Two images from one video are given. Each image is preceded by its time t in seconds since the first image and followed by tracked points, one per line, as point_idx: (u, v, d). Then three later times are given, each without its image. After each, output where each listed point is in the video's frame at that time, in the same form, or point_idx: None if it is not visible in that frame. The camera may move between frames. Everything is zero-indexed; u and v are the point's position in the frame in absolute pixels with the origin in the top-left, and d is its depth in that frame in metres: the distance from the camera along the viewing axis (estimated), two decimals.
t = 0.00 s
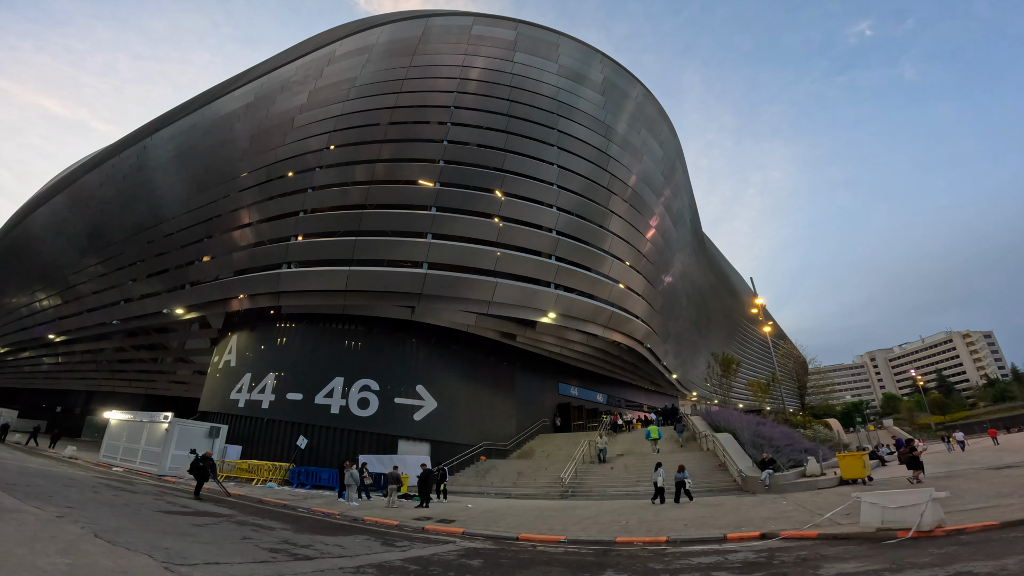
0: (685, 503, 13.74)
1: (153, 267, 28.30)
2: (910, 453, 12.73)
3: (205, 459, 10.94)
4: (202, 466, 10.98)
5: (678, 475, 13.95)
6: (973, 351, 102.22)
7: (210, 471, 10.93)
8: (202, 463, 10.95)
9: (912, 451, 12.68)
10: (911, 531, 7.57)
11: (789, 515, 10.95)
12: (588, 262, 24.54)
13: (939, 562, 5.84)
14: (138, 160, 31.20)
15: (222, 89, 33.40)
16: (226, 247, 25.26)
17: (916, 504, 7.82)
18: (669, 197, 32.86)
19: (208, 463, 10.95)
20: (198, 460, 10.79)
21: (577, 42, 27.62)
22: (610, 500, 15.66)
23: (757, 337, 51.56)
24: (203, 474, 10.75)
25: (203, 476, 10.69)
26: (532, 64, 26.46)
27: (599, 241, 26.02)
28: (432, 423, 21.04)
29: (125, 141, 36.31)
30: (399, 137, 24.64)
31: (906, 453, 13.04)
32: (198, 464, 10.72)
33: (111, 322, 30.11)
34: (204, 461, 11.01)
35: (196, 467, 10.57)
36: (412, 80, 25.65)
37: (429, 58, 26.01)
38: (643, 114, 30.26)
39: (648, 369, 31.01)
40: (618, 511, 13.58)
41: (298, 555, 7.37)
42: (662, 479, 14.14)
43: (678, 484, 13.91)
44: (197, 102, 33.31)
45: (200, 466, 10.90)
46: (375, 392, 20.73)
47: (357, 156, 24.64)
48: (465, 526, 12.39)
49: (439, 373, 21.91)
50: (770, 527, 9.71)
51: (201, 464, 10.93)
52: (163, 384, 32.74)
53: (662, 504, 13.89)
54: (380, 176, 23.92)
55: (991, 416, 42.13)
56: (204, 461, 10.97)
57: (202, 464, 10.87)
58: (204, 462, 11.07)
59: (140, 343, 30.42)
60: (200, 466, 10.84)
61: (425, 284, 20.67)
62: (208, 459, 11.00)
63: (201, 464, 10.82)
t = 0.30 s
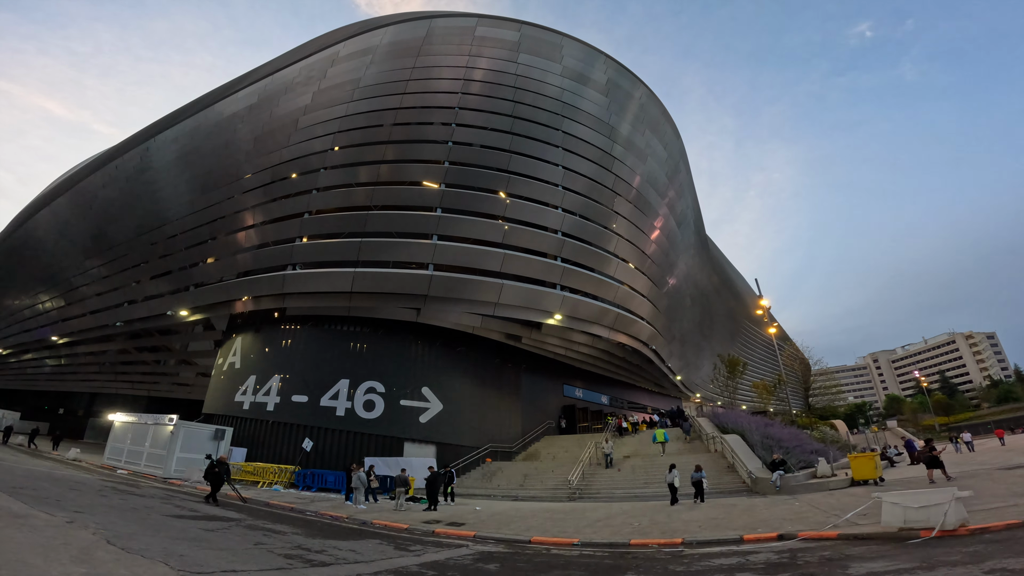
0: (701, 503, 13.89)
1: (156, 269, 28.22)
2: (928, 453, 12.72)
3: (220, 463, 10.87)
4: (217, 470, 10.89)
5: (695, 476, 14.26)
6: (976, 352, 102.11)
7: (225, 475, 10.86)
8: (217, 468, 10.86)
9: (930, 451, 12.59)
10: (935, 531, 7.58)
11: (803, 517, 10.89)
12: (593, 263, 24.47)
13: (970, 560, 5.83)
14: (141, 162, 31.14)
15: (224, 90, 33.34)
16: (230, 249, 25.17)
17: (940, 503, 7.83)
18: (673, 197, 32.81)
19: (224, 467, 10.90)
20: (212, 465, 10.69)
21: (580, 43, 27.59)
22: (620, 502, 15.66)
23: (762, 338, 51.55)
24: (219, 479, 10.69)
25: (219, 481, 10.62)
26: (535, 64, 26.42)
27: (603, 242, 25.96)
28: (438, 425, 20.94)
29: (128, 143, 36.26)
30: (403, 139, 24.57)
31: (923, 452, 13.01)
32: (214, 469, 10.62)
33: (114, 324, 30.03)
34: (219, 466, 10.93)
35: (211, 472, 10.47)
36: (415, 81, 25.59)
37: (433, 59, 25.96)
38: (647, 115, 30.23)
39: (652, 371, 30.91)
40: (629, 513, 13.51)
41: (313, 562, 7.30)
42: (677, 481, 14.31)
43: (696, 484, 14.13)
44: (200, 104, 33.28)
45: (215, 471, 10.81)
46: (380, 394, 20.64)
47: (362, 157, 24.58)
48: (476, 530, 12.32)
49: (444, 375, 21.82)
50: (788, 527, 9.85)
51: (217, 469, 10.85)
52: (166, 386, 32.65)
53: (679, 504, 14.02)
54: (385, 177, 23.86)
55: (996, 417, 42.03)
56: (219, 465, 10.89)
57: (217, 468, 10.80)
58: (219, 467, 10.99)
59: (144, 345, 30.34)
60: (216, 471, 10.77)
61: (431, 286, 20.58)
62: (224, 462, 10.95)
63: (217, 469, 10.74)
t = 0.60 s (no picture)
0: (715, 502, 13.95)
1: (160, 270, 28.14)
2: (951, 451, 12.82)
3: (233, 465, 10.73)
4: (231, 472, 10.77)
5: (709, 476, 14.41)
6: (980, 352, 101.91)
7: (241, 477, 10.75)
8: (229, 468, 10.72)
9: (953, 448, 12.67)
10: (960, 527, 7.79)
11: (818, 516, 10.84)
12: (599, 263, 24.40)
13: (1002, 554, 5.97)
14: (144, 163, 31.04)
15: (227, 91, 33.23)
16: (234, 249, 25.07)
17: (963, 500, 8.05)
18: (677, 198, 32.74)
19: (239, 469, 10.75)
20: (228, 467, 10.61)
21: (584, 43, 27.49)
22: (631, 502, 15.60)
23: (767, 339, 51.48)
24: (234, 481, 10.59)
25: (234, 483, 10.51)
26: (539, 64, 26.32)
27: (608, 242, 25.91)
28: (444, 426, 20.84)
29: (131, 144, 36.17)
30: (408, 139, 24.49)
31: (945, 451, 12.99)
32: (228, 471, 10.54)
33: (118, 325, 29.95)
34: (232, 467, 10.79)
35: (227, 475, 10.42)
36: (420, 81, 25.49)
37: (437, 59, 25.87)
38: (651, 115, 30.14)
39: (657, 371, 30.81)
40: (641, 513, 13.45)
41: (330, 566, 7.23)
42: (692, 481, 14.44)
43: (711, 483, 14.24)
44: (203, 105, 33.18)
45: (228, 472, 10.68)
46: (386, 395, 20.53)
47: (366, 157, 24.50)
48: (487, 531, 12.25)
49: (450, 376, 21.72)
50: (805, 527, 9.86)
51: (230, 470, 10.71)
52: (170, 387, 32.56)
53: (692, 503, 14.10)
54: (390, 177, 23.79)
55: (1002, 417, 41.95)
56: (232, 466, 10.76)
57: (232, 470, 10.70)
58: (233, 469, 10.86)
59: (147, 346, 30.27)
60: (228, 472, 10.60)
61: (437, 286, 20.49)
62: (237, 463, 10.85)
63: (231, 470, 10.59)
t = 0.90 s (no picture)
0: (729, 500, 14.22)
1: (165, 271, 28.09)
2: (974, 447, 12.99)
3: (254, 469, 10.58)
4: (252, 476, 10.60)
5: (723, 474, 14.62)
6: (985, 352, 101.79)
7: (261, 481, 10.58)
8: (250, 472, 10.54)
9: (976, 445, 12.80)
10: (985, 526, 7.80)
11: (835, 517, 10.78)
12: (605, 262, 24.33)
13: None
14: (148, 164, 31.00)
15: (230, 92, 33.17)
16: (240, 251, 25.00)
17: (987, 498, 8.03)
18: (682, 197, 32.65)
19: (259, 473, 10.61)
20: (247, 472, 10.43)
21: (587, 42, 27.41)
22: (641, 503, 15.54)
23: (772, 339, 51.37)
24: (254, 486, 10.42)
25: (254, 488, 10.33)
26: (543, 64, 26.25)
27: (614, 242, 25.85)
28: (452, 427, 20.77)
29: (135, 145, 36.13)
30: (413, 139, 24.42)
31: (968, 448, 13.09)
32: (249, 476, 10.36)
33: (123, 326, 29.91)
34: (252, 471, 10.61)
35: (246, 480, 10.21)
36: (424, 82, 25.42)
37: (441, 59, 25.78)
38: (655, 115, 30.05)
39: (663, 372, 30.74)
40: (654, 514, 13.38)
41: (350, 572, 7.19)
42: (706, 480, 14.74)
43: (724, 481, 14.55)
44: (207, 106, 33.15)
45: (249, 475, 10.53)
46: (393, 396, 20.46)
47: (371, 157, 24.43)
48: (500, 533, 12.22)
49: (457, 377, 21.64)
50: (823, 527, 9.94)
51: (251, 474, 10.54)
52: (175, 389, 32.50)
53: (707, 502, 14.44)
54: (395, 178, 23.72)
55: (1008, 417, 41.91)
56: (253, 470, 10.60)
57: (252, 475, 10.53)
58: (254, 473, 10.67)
59: (153, 347, 30.21)
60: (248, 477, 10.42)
61: (444, 286, 20.41)
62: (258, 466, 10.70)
63: (251, 475, 10.40)
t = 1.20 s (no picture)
0: (750, 497, 14.42)
1: (178, 274, 28.26)
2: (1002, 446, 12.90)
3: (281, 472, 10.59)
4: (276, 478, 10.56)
5: (742, 472, 14.78)
6: (999, 349, 100.66)
7: (285, 483, 10.52)
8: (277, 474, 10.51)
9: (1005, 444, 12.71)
10: (1016, 521, 7.74)
11: (858, 515, 10.67)
12: (616, 261, 24.25)
13: None
14: (159, 168, 31.17)
15: (239, 95, 33.30)
16: (251, 253, 25.10)
17: (1017, 493, 8.02)
18: (691, 195, 32.49)
19: (281, 475, 10.55)
20: (272, 474, 10.30)
21: (594, 41, 27.29)
22: (658, 502, 15.45)
23: (783, 337, 51.00)
24: (279, 488, 10.36)
25: (280, 491, 10.26)
26: (550, 64, 26.16)
27: (624, 241, 25.77)
28: (464, 428, 20.73)
29: (144, 149, 36.37)
30: (422, 139, 24.42)
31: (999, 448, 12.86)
32: (275, 478, 10.26)
33: (137, 329, 30.15)
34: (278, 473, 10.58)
35: (274, 483, 10.11)
36: (432, 82, 25.39)
37: (448, 60, 25.76)
38: (662, 113, 29.90)
39: (674, 371, 30.60)
40: (673, 513, 13.30)
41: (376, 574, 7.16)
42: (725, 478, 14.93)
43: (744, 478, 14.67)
44: (215, 109, 33.30)
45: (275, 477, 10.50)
46: (406, 397, 20.46)
47: (380, 158, 24.44)
48: (518, 533, 12.18)
49: (469, 377, 21.60)
50: (847, 524, 9.88)
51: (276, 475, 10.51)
52: (187, 391, 32.70)
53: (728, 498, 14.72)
54: (405, 179, 23.73)
55: None
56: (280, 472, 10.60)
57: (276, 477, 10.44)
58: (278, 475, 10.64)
59: (165, 350, 30.41)
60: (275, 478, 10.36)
61: (456, 287, 20.37)
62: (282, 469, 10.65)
63: (275, 477, 10.28)
